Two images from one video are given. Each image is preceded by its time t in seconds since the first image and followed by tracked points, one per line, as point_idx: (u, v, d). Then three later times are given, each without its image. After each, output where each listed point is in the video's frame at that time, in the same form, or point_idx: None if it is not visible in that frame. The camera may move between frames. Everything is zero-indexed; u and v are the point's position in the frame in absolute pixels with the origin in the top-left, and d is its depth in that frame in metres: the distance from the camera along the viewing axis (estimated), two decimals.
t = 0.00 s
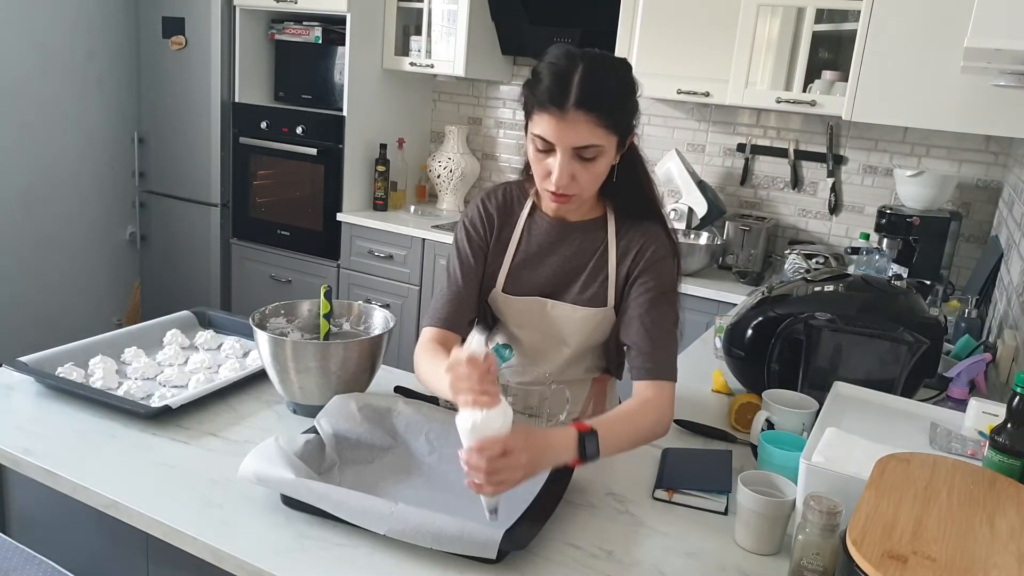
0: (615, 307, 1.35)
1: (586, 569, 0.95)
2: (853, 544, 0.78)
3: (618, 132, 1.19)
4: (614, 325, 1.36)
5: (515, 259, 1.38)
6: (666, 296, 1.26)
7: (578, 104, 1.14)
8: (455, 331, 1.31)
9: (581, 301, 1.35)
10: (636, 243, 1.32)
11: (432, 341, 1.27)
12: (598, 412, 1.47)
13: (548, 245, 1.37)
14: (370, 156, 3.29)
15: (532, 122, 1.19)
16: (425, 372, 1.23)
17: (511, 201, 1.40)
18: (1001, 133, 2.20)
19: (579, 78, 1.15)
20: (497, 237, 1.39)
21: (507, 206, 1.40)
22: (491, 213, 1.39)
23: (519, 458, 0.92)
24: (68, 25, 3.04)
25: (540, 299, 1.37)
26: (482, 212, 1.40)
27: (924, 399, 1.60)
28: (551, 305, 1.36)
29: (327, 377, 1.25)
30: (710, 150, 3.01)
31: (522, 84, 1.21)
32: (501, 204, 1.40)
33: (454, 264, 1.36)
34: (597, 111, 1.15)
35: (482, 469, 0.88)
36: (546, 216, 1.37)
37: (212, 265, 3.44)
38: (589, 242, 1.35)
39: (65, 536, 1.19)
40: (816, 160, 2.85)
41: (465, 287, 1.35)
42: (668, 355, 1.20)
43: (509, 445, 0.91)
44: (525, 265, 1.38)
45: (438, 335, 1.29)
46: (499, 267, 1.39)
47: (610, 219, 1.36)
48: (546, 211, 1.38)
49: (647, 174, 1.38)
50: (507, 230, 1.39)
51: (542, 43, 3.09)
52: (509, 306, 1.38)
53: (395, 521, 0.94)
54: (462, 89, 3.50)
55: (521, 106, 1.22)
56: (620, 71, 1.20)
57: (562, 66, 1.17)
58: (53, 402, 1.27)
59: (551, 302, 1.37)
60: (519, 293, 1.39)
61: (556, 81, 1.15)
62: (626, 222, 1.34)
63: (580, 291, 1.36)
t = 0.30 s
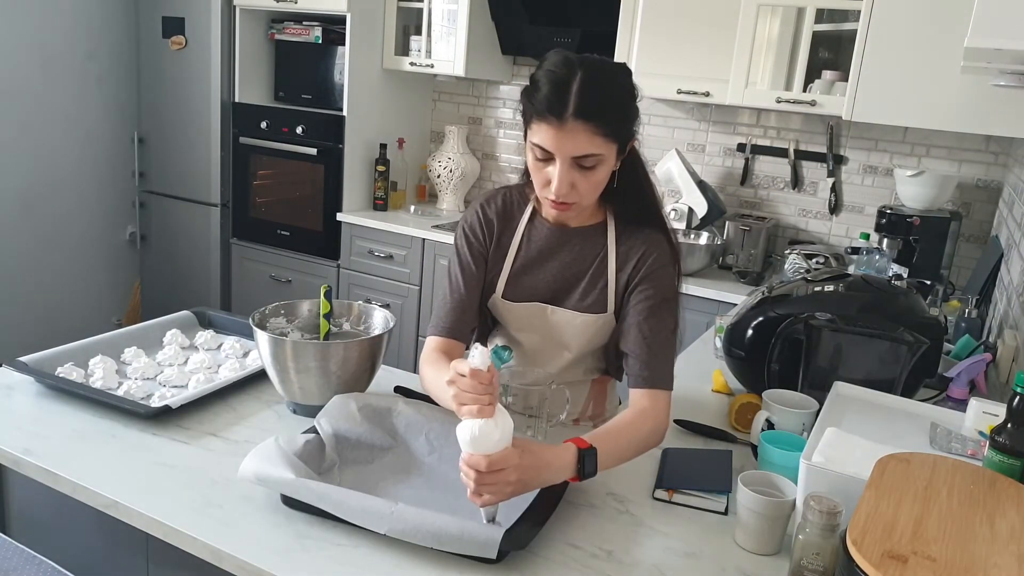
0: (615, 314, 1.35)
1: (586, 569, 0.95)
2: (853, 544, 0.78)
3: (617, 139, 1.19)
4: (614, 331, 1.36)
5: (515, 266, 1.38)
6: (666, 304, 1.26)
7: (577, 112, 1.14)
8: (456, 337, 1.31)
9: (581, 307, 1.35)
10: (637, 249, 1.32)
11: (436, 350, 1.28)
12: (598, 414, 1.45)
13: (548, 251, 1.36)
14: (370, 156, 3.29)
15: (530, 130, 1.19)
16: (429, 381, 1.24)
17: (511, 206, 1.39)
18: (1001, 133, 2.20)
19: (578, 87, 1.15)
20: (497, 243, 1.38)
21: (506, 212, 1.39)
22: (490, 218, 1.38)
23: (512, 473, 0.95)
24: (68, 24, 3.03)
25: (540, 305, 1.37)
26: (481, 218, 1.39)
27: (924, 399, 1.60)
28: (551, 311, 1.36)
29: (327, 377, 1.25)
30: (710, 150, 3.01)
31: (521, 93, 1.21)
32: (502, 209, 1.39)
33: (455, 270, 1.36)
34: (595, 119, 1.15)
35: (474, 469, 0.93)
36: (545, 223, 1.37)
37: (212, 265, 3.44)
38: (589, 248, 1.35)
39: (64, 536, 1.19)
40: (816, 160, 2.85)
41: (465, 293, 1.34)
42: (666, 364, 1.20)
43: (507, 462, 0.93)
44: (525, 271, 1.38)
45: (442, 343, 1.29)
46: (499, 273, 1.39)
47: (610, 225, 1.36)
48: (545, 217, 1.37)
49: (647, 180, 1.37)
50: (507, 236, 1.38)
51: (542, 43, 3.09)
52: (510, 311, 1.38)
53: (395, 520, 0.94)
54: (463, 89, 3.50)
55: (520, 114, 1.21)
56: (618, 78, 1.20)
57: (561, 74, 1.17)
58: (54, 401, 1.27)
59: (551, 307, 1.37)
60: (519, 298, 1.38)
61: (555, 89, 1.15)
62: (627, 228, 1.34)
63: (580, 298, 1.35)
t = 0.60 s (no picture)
0: (617, 316, 1.35)
1: (586, 569, 0.95)
2: (853, 544, 0.78)
3: (621, 140, 1.19)
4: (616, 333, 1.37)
5: (517, 266, 1.38)
6: (667, 306, 1.26)
7: (581, 114, 1.14)
8: (459, 336, 1.31)
9: (583, 309, 1.35)
10: (639, 252, 1.32)
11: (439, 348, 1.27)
12: (598, 414, 1.45)
13: (550, 252, 1.36)
14: (370, 156, 3.29)
15: (535, 131, 1.19)
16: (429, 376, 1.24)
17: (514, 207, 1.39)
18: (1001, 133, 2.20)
19: (583, 89, 1.14)
20: (499, 243, 1.38)
21: (509, 212, 1.39)
22: (493, 219, 1.38)
23: (513, 471, 0.95)
24: (67, 23, 3.03)
25: (542, 306, 1.37)
26: (484, 218, 1.39)
27: (924, 399, 1.60)
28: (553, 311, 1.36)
29: (327, 378, 1.25)
30: (710, 150, 3.01)
31: (525, 93, 1.21)
32: (504, 209, 1.39)
33: (457, 270, 1.36)
34: (600, 121, 1.15)
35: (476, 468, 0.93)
36: (548, 223, 1.37)
37: (212, 265, 3.44)
38: (591, 249, 1.35)
39: (64, 536, 1.19)
40: (816, 159, 2.85)
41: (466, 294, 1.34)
42: (666, 366, 1.20)
43: (506, 462, 0.93)
44: (527, 272, 1.38)
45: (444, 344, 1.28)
46: (501, 273, 1.38)
47: (613, 227, 1.36)
48: (548, 218, 1.37)
49: (650, 182, 1.37)
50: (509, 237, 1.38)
51: (542, 43, 3.08)
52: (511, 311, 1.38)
53: (395, 520, 0.94)
54: (463, 89, 3.49)
55: (524, 115, 1.21)
56: (623, 79, 1.19)
57: (566, 75, 1.17)
58: (54, 402, 1.27)
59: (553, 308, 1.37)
60: (521, 299, 1.38)
61: (559, 91, 1.15)
62: (629, 229, 1.34)
63: (582, 299, 1.35)
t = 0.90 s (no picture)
0: (621, 304, 1.34)
1: (586, 569, 0.96)
2: (853, 544, 0.78)
3: (630, 127, 1.19)
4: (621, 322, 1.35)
5: (522, 253, 1.39)
6: (672, 293, 1.27)
7: (591, 102, 1.14)
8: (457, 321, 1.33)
9: (586, 296, 1.35)
10: (644, 241, 1.32)
11: (431, 325, 1.30)
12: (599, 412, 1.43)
13: (555, 240, 1.37)
14: (370, 156, 3.29)
15: (544, 119, 1.19)
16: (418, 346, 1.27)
17: (521, 196, 1.41)
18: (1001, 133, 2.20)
19: (592, 76, 1.15)
20: (505, 231, 1.40)
21: (515, 201, 1.41)
22: (500, 207, 1.40)
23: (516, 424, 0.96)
24: (67, 23, 3.03)
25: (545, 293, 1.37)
26: (491, 207, 1.41)
27: (924, 399, 1.60)
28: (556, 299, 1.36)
29: (326, 378, 1.26)
30: (710, 150, 3.01)
31: (534, 83, 1.21)
32: (511, 198, 1.41)
33: (461, 256, 1.38)
34: (609, 107, 1.15)
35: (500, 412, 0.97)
36: (554, 211, 1.38)
37: (212, 265, 3.44)
38: (596, 238, 1.36)
39: (64, 537, 1.19)
40: (816, 160, 2.85)
41: (469, 282, 1.36)
42: (675, 354, 1.21)
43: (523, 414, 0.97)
44: (531, 260, 1.38)
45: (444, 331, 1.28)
46: (505, 261, 1.40)
47: (618, 216, 1.36)
48: (555, 206, 1.39)
49: (656, 174, 1.38)
50: (515, 225, 1.40)
51: (542, 43, 3.08)
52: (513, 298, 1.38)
53: (395, 520, 0.94)
54: (463, 90, 3.50)
55: (532, 104, 1.22)
56: (632, 68, 1.20)
57: (576, 64, 1.17)
58: (54, 401, 1.27)
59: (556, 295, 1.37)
60: (523, 285, 1.38)
61: (569, 79, 1.15)
62: (635, 219, 1.35)
63: (585, 287, 1.36)
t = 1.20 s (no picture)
0: (623, 306, 1.34)
1: (586, 569, 0.96)
2: (853, 544, 0.78)
3: (628, 135, 1.19)
4: (623, 325, 1.35)
5: (521, 256, 1.39)
6: (673, 297, 1.27)
7: (589, 112, 1.14)
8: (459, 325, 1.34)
9: (586, 299, 1.35)
10: (644, 243, 1.32)
11: (437, 336, 1.32)
12: (598, 413, 1.44)
13: (555, 243, 1.37)
14: (370, 156, 3.29)
15: (542, 127, 1.19)
16: (428, 356, 1.30)
17: (520, 199, 1.41)
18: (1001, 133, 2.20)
19: (589, 85, 1.14)
20: (504, 234, 1.40)
21: (515, 204, 1.41)
22: (499, 210, 1.40)
23: (525, 443, 0.98)
24: (67, 23, 3.03)
25: (546, 297, 1.37)
26: (490, 210, 1.41)
27: (924, 399, 1.60)
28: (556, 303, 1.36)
29: (327, 378, 1.26)
30: (710, 150, 3.01)
31: (531, 90, 1.21)
32: (511, 201, 1.41)
33: (461, 259, 1.38)
34: (607, 117, 1.15)
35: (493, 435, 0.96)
36: (554, 214, 1.38)
37: (212, 265, 3.44)
38: (597, 240, 1.36)
39: (64, 537, 1.19)
40: (816, 160, 2.85)
41: (470, 286, 1.37)
42: (678, 358, 1.22)
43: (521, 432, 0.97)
44: (531, 263, 1.38)
45: (444, 341, 1.30)
46: (505, 264, 1.39)
47: (618, 219, 1.36)
48: (554, 209, 1.39)
49: (655, 174, 1.37)
50: (515, 229, 1.40)
51: (542, 42, 3.08)
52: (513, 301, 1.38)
53: (395, 520, 0.94)
54: (463, 89, 3.49)
55: (530, 112, 1.22)
56: (630, 75, 1.19)
57: (573, 73, 1.16)
58: (53, 402, 1.27)
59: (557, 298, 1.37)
60: (523, 288, 1.38)
61: (567, 88, 1.15)
62: (635, 222, 1.35)
63: (585, 290, 1.35)
